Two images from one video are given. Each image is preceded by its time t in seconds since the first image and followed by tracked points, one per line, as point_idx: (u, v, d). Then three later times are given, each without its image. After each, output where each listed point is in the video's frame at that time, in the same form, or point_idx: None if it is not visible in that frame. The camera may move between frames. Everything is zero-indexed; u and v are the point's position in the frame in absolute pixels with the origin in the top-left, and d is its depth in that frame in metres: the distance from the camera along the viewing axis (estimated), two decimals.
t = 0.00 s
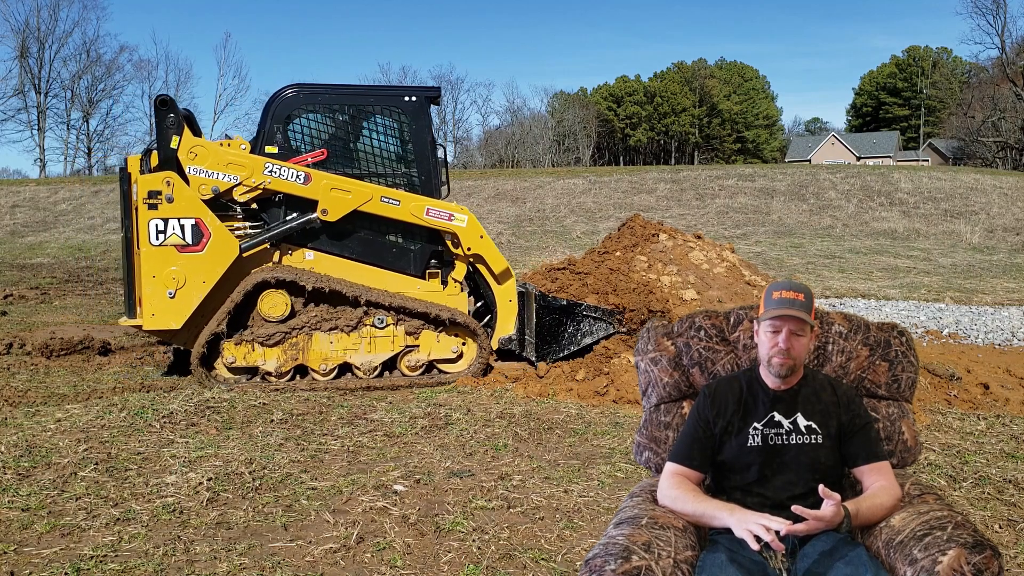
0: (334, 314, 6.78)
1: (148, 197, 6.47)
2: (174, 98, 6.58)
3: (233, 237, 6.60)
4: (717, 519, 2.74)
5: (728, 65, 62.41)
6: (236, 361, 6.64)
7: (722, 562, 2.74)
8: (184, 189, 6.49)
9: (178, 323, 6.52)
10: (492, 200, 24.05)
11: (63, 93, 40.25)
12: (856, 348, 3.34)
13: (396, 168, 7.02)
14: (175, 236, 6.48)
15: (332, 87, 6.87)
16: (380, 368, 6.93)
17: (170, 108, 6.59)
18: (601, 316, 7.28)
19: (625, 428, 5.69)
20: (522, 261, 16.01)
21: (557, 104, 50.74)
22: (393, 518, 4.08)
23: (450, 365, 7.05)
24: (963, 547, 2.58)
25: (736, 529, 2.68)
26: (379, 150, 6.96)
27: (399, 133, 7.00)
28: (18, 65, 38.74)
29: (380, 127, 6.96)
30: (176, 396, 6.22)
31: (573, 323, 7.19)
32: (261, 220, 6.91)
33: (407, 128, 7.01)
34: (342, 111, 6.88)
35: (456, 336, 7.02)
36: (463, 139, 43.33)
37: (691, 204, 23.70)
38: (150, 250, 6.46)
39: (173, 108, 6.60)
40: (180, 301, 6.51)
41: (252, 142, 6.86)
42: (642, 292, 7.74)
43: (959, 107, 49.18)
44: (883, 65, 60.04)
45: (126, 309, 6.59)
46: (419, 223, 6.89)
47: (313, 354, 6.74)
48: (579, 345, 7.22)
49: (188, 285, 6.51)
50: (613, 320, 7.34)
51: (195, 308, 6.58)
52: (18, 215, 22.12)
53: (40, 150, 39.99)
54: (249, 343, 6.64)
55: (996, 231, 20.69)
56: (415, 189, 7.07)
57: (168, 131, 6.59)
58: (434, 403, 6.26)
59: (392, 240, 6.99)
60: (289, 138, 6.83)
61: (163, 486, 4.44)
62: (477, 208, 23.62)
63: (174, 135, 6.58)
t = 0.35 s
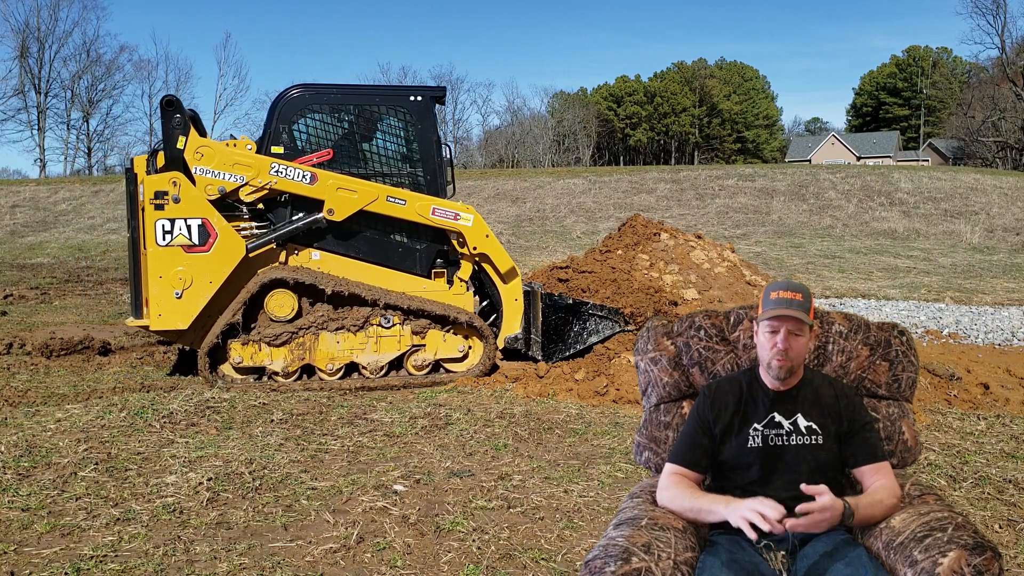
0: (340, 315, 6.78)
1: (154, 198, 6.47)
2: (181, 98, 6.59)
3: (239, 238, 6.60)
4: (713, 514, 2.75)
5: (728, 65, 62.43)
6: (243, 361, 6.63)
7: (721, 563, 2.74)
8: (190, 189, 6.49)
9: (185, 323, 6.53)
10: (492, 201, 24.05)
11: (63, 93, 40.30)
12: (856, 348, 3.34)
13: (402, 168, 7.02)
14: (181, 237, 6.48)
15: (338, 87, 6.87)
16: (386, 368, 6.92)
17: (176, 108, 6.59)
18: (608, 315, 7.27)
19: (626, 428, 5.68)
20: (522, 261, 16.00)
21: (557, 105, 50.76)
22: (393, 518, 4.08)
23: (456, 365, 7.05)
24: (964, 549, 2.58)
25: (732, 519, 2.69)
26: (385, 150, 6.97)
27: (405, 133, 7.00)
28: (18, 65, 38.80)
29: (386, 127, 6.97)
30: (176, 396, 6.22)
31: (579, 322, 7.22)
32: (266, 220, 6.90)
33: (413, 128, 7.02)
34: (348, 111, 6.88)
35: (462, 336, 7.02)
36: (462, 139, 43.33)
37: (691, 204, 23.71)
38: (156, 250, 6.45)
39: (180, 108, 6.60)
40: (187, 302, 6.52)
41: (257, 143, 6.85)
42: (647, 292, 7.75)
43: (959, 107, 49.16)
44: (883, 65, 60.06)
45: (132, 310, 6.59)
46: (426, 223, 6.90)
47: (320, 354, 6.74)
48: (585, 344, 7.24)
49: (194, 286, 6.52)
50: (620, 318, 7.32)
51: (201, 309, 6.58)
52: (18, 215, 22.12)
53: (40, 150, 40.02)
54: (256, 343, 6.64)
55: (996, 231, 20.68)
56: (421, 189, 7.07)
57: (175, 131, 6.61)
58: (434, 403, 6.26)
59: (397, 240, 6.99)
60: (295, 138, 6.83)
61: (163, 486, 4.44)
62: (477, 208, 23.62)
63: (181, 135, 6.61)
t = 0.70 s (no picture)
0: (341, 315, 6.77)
1: (154, 198, 6.46)
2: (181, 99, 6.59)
3: (239, 238, 6.60)
4: (692, 491, 2.73)
5: (728, 65, 62.44)
6: (243, 361, 6.64)
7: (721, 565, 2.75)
8: (190, 190, 6.49)
9: (184, 323, 6.53)
10: (492, 201, 24.05)
11: (63, 93, 40.33)
12: (857, 347, 3.34)
13: (402, 168, 7.02)
14: (181, 237, 6.48)
15: (339, 87, 6.87)
16: (386, 368, 6.93)
17: (176, 108, 6.59)
18: (608, 315, 7.28)
19: (625, 428, 5.68)
20: (522, 261, 15.99)
21: (557, 104, 50.75)
22: (393, 518, 4.08)
23: (456, 365, 7.05)
24: (965, 552, 2.58)
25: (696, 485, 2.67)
26: (385, 151, 6.97)
27: (406, 133, 7.01)
28: (18, 65, 38.82)
29: (386, 127, 6.97)
30: (177, 396, 6.22)
31: (579, 322, 7.23)
32: (266, 220, 6.90)
33: (414, 128, 7.02)
34: (349, 111, 6.88)
35: (461, 336, 7.02)
36: (462, 139, 43.31)
37: (691, 204, 23.71)
38: (156, 251, 6.45)
39: (180, 109, 6.60)
40: (186, 302, 6.52)
41: (258, 143, 6.85)
42: (648, 292, 7.75)
43: (959, 107, 49.13)
44: (883, 65, 60.06)
45: (132, 310, 6.59)
46: (426, 223, 6.91)
47: (320, 354, 6.74)
48: (585, 344, 7.25)
49: (194, 286, 6.52)
50: (620, 318, 7.33)
51: (201, 309, 6.58)
52: (18, 215, 22.11)
53: (40, 150, 40.04)
54: (256, 343, 6.64)
55: (996, 231, 20.67)
56: (421, 189, 7.06)
57: (174, 132, 6.61)
58: (434, 403, 6.26)
59: (397, 240, 6.99)
60: (295, 138, 6.82)
61: (163, 486, 4.44)
62: (477, 208, 23.62)
63: (181, 135, 6.61)
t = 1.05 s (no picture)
0: (341, 315, 6.77)
1: (155, 198, 6.46)
2: (181, 98, 6.59)
3: (239, 238, 6.60)
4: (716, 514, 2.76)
5: (728, 65, 62.44)
6: (243, 361, 6.63)
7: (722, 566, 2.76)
8: (190, 190, 6.49)
9: (184, 323, 6.53)
10: (492, 201, 24.05)
11: (63, 93, 40.35)
12: (857, 348, 3.34)
13: (402, 168, 7.02)
14: (181, 237, 6.48)
15: (339, 87, 6.88)
16: (386, 368, 6.93)
17: (176, 108, 6.59)
18: (608, 315, 7.26)
19: (625, 428, 5.68)
20: (522, 261, 15.99)
21: (557, 104, 50.77)
22: (393, 518, 4.08)
23: (456, 365, 7.05)
24: (964, 552, 2.58)
25: (738, 515, 2.71)
26: (385, 151, 6.97)
27: (406, 133, 7.01)
28: (18, 65, 38.82)
29: (387, 127, 6.97)
30: (177, 396, 6.22)
31: (579, 322, 7.22)
32: (266, 220, 6.89)
33: (414, 128, 7.02)
34: (349, 111, 6.88)
35: (461, 336, 7.02)
36: (462, 139, 43.29)
37: (691, 204, 23.71)
38: (156, 251, 6.45)
39: (180, 108, 6.60)
40: (186, 302, 6.52)
41: (258, 143, 6.85)
42: (649, 293, 7.75)
43: (959, 107, 49.11)
44: (883, 65, 60.06)
45: (132, 310, 6.59)
46: (426, 223, 6.90)
47: (320, 354, 6.74)
48: (585, 344, 7.24)
49: (195, 286, 6.52)
50: (620, 318, 7.31)
51: (201, 309, 6.58)
52: (18, 215, 22.10)
53: (40, 150, 40.02)
54: (256, 343, 6.64)
55: (996, 231, 20.67)
56: (421, 189, 7.06)
57: (174, 132, 6.61)
58: (434, 403, 6.26)
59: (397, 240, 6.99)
60: (296, 138, 6.82)
61: (164, 486, 4.44)
62: (477, 208, 23.62)
63: (180, 135, 6.61)
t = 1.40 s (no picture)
0: (340, 315, 6.78)
1: (154, 198, 6.46)
2: (181, 98, 6.59)
3: (239, 238, 6.60)
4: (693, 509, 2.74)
5: (728, 65, 62.44)
6: (242, 361, 6.64)
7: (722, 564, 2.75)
8: (190, 190, 6.49)
9: (184, 323, 6.53)
10: (492, 201, 24.06)
11: (63, 93, 40.35)
12: (856, 348, 3.34)
13: (402, 169, 7.02)
14: (180, 237, 6.48)
15: (339, 87, 6.88)
16: (386, 368, 6.93)
17: (176, 108, 6.59)
18: (608, 315, 7.26)
19: (625, 428, 5.68)
20: (522, 261, 16.00)
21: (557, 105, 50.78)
22: (393, 518, 4.08)
23: (456, 365, 7.05)
24: (964, 549, 2.58)
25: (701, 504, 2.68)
26: (385, 151, 6.97)
27: (406, 134, 7.01)
28: (18, 65, 38.82)
29: (387, 127, 6.97)
30: (176, 396, 6.22)
31: (579, 322, 7.21)
32: (266, 220, 6.89)
33: (414, 129, 7.02)
34: (349, 111, 6.88)
35: (461, 336, 7.02)
36: (462, 139, 43.27)
37: (691, 204, 23.71)
38: (156, 251, 6.45)
39: (179, 108, 6.60)
40: (186, 302, 6.52)
41: (258, 143, 6.85)
42: (649, 293, 7.75)
43: (959, 107, 49.12)
44: (883, 65, 60.07)
45: (132, 310, 6.59)
46: (425, 223, 6.90)
47: (320, 354, 6.74)
48: (585, 344, 7.24)
49: (194, 286, 6.52)
50: (620, 318, 7.31)
51: (200, 309, 6.58)
52: (18, 215, 22.10)
53: (40, 150, 40.02)
54: (255, 343, 6.64)
55: (996, 231, 20.67)
56: (420, 189, 7.06)
57: (174, 132, 6.61)
58: (433, 403, 6.26)
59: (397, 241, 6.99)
60: (295, 138, 6.82)
61: (163, 486, 4.44)
62: (477, 208, 23.62)
63: (180, 135, 6.61)
